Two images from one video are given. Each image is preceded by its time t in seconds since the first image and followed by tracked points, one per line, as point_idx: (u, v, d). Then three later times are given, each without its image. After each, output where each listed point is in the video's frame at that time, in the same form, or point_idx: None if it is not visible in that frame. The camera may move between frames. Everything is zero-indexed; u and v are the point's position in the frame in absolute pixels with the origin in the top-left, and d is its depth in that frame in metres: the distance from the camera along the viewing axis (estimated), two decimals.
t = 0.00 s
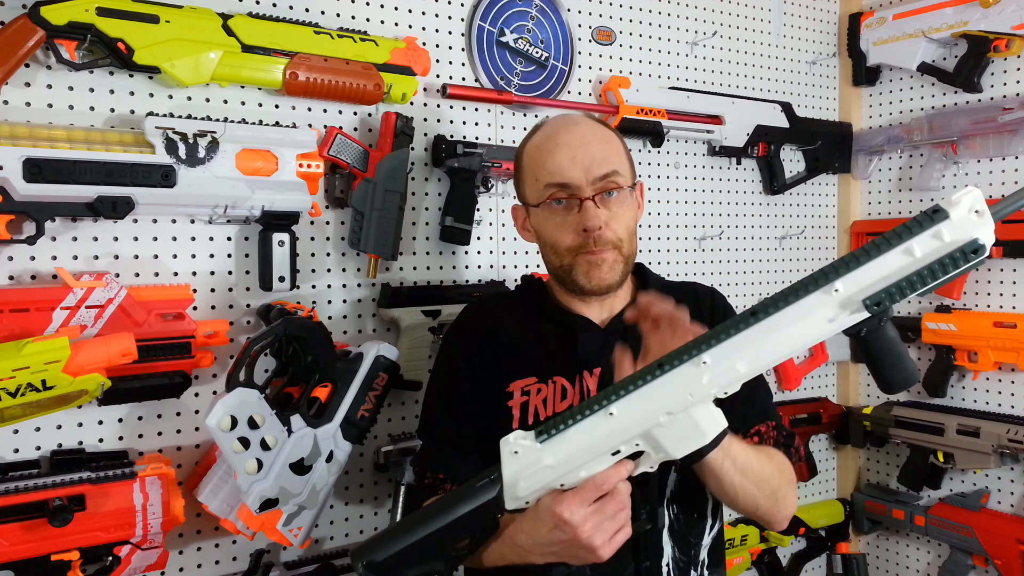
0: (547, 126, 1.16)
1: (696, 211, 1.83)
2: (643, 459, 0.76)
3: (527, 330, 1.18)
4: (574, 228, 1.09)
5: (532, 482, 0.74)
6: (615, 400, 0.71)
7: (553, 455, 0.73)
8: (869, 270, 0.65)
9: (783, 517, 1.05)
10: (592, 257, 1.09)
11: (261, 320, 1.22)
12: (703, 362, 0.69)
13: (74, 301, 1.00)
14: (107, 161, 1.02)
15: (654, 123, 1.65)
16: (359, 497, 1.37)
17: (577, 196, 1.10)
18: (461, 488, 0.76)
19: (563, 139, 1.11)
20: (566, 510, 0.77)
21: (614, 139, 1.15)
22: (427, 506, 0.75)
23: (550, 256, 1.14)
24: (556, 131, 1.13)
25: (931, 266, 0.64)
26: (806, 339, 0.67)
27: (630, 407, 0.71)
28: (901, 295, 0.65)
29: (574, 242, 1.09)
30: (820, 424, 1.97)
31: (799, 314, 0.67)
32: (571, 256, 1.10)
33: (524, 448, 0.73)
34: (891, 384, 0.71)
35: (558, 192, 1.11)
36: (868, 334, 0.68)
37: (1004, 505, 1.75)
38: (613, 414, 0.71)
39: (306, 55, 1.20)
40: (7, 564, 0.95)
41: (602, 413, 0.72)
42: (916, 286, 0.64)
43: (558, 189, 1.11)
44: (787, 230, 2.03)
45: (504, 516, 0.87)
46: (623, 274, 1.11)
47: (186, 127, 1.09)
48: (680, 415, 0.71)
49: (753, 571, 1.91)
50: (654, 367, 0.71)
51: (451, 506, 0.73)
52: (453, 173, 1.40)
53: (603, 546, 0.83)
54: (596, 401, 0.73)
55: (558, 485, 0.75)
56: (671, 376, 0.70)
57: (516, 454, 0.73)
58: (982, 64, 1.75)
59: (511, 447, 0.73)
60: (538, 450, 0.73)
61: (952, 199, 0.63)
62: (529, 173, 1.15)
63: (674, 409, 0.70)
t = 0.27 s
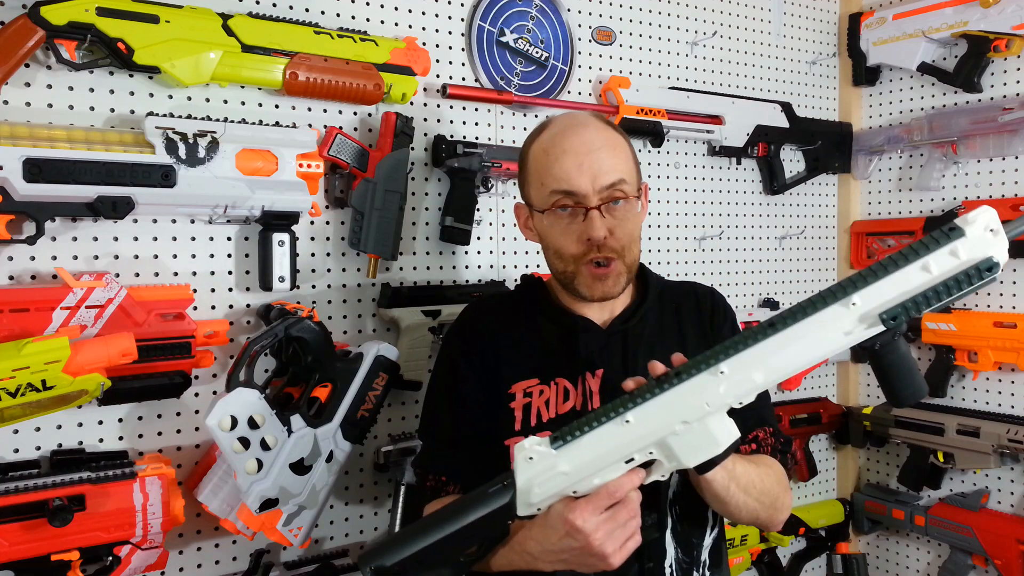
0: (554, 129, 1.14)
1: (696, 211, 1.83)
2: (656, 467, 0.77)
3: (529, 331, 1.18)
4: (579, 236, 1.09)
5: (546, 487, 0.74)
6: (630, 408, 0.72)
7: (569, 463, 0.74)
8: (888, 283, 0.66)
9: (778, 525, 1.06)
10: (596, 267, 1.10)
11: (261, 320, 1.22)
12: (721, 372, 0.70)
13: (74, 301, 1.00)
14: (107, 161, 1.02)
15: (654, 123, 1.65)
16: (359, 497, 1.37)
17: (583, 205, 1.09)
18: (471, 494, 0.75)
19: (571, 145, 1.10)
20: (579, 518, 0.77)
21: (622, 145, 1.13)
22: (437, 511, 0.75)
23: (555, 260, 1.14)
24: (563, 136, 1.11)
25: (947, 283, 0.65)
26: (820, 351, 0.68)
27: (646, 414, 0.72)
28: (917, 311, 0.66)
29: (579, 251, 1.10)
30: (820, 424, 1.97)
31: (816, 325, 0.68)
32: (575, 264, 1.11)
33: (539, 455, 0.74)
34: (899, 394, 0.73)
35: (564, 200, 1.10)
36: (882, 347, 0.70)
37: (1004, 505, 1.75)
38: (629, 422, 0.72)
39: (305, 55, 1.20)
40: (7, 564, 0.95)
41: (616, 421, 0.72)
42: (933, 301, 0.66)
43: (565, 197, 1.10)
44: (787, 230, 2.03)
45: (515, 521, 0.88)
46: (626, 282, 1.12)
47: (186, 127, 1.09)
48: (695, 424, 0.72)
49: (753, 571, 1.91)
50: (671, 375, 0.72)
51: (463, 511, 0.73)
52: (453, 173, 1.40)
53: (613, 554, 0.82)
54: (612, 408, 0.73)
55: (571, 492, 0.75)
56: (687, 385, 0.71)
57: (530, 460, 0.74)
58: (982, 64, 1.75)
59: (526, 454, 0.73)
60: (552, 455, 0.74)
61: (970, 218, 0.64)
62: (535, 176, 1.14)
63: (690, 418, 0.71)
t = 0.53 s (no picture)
0: (557, 125, 1.15)
1: (696, 212, 1.83)
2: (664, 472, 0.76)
3: (529, 332, 1.17)
4: (580, 232, 1.09)
5: (553, 492, 0.73)
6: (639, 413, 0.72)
7: (576, 467, 0.73)
8: (899, 288, 0.65)
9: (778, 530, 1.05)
10: (596, 262, 1.10)
11: (261, 320, 1.22)
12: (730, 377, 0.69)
13: (74, 301, 1.00)
14: (107, 161, 1.02)
15: (654, 123, 1.65)
16: (359, 497, 1.37)
17: (584, 200, 1.09)
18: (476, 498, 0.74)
19: (573, 141, 1.10)
20: (586, 522, 0.77)
21: (623, 143, 1.14)
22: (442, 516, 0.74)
23: (554, 257, 1.14)
24: (565, 132, 1.11)
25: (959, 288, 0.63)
26: (827, 358, 0.68)
27: (654, 418, 0.71)
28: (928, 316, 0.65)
29: (579, 246, 1.09)
30: (820, 424, 1.97)
31: (824, 330, 0.67)
32: (575, 259, 1.11)
33: (546, 459, 0.73)
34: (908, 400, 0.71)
35: (565, 194, 1.10)
36: (891, 352, 0.69)
37: (1004, 505, 1.75)
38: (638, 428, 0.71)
39: (305, 55, 1.20)
40: (7, 564, 0.95)
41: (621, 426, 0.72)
42: (944, 307, 0.64)
43: (566, 191, 1.10)
44: (787, 230, 2.03)
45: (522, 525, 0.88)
46: (626, 279, 1.12)
47: (186, 127, 1.09)
48: (704, 430, 0.71)
49: (753, 571, 1.91)
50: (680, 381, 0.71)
51: (468, 514, 0.72)
52: (453, 173, 1.40)
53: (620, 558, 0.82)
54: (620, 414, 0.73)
55: (577, 496, 0.75)
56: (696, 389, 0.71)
57: (538, 464, 0.73)
58: (982, 64, 1.75)
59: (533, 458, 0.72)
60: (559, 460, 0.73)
61: (981, 222, 0.63)
62: (536, 173, 1.15)
63: (699, 422, 0.71)
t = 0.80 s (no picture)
0: (552, 125, 1.14)
1: (696, 212, 1.83)
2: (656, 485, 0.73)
3: (527, 333, 1.18)
4: (576, 231, 1.09)
5: (547, 485, 0.70)
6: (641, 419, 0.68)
7: (573, 463, 0.69)
8: (909, 332, 0.59)
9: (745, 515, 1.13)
10: (592, 261, 1.09)
11: (261, 320, 1.22)
12: (734, 397, 0.65)
13: (74, 301, 1.00)
14: (107, 161, 1.02)
15: (654, 123, 1.65)
16: (359, 497, 1.37)
17: (580, 199, 1.09)
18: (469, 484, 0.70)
19: (569, 141, 1.10)
20: (575, 521, 0.74)
21: (618, 142, 1.14)
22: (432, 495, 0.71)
23: (551, 258, 1.14)
24: (560, 132, 1.11)
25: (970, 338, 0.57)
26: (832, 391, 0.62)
27: (656, 426, 0.68)
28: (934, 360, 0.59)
29: (575, 246, 1.09)
30: (821, 424, 1.96)
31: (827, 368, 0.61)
32: (572, 259, 1.11)
33: (545, 452, 0.70)
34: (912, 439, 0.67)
35: (561, 194, 1.10)
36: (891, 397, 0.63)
37: (1004, 505, 1.75)
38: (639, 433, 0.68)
39: (306, 55, 1.20)
40: (7, 564, 0.95)
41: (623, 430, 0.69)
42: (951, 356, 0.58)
43: (562, 191, 1.09)
44: (787, 230, 2.03)
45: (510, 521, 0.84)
46: (621, 279, 1.12)
47: (187, 127, 1.09)
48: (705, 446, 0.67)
49: (753, 571, 1.91)
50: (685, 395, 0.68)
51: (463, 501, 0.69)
52: (453, 173, 1.40)
53: (603, 563, 0.82)
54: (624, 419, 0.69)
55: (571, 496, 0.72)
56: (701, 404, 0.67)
57: (535, 456, 0.69)
58: (982, 64, 1.75)
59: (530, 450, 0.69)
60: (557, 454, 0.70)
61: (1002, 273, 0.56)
62: (532, 173, 1.14)
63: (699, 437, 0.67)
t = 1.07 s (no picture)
0: (557, 126, 1.14)
1: (696, 211, 1.83)
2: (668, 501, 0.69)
3: (526, 328, 1.18)
4: (584, 233, 1.09)
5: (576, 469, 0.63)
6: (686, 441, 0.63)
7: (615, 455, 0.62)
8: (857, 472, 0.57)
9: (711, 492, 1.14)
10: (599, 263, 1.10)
11: (261, 320, 1.22)
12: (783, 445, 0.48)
13: (74, 301, 1.00)
14: (106, 161, 1.02)
15: (654, 123, 1.65)
16: (359, 497, 1.37)
17: (588, 202, 1.09)
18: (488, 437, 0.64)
19: (576, 143, 1.10)
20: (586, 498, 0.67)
21: (623, 145, 1.14)
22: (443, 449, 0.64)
23: (557, 259, 1.14)
24: (567, 133, 1.11)
25: None
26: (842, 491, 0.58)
27: (714, 462, 0.61)
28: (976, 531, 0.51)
29: (583, 248, 1.10)
30: (820, 424, 1.96)
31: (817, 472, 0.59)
32: (578, 261, 1.11)
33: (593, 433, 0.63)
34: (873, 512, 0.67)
35: (570, 196, 1.10)
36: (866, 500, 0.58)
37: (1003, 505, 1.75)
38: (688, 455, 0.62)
39: (306, 55, 1.20)
40: (7, 564, 0.95)
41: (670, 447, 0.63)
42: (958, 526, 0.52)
43: (570, 193, 1.09)
44: (787, 230, 2.03)
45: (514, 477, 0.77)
46: (625, 280, 1.14)
47: (187, 127, 1.09)
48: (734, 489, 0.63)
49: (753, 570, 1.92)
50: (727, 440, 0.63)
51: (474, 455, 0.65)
52: (454, 173, 1.40)
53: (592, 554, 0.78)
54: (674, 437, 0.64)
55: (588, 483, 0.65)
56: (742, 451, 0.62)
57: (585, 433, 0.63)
58: (982, 64, 1.75)
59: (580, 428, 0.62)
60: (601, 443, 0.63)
61: None
62: (538, 174, 1.14)
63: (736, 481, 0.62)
